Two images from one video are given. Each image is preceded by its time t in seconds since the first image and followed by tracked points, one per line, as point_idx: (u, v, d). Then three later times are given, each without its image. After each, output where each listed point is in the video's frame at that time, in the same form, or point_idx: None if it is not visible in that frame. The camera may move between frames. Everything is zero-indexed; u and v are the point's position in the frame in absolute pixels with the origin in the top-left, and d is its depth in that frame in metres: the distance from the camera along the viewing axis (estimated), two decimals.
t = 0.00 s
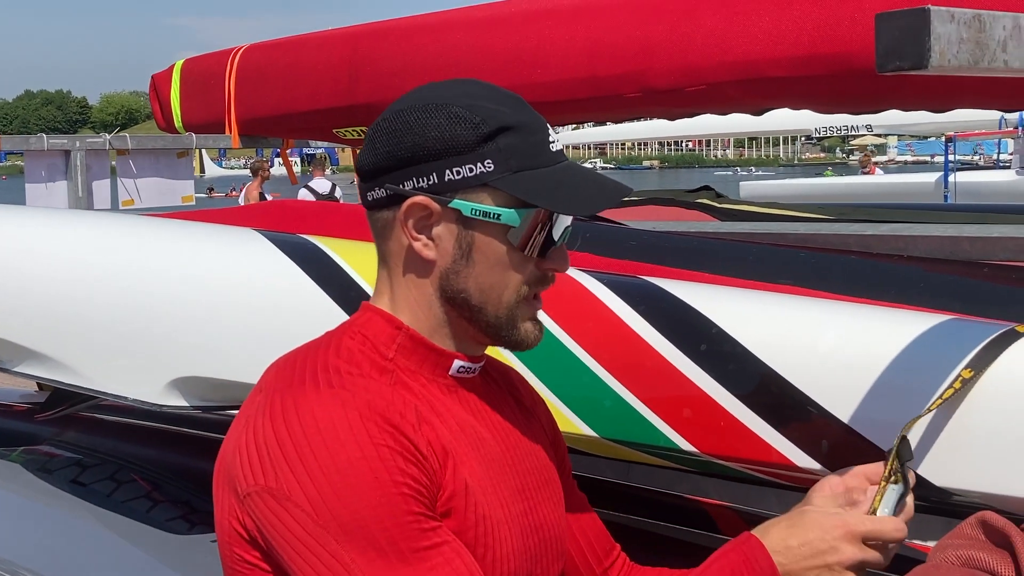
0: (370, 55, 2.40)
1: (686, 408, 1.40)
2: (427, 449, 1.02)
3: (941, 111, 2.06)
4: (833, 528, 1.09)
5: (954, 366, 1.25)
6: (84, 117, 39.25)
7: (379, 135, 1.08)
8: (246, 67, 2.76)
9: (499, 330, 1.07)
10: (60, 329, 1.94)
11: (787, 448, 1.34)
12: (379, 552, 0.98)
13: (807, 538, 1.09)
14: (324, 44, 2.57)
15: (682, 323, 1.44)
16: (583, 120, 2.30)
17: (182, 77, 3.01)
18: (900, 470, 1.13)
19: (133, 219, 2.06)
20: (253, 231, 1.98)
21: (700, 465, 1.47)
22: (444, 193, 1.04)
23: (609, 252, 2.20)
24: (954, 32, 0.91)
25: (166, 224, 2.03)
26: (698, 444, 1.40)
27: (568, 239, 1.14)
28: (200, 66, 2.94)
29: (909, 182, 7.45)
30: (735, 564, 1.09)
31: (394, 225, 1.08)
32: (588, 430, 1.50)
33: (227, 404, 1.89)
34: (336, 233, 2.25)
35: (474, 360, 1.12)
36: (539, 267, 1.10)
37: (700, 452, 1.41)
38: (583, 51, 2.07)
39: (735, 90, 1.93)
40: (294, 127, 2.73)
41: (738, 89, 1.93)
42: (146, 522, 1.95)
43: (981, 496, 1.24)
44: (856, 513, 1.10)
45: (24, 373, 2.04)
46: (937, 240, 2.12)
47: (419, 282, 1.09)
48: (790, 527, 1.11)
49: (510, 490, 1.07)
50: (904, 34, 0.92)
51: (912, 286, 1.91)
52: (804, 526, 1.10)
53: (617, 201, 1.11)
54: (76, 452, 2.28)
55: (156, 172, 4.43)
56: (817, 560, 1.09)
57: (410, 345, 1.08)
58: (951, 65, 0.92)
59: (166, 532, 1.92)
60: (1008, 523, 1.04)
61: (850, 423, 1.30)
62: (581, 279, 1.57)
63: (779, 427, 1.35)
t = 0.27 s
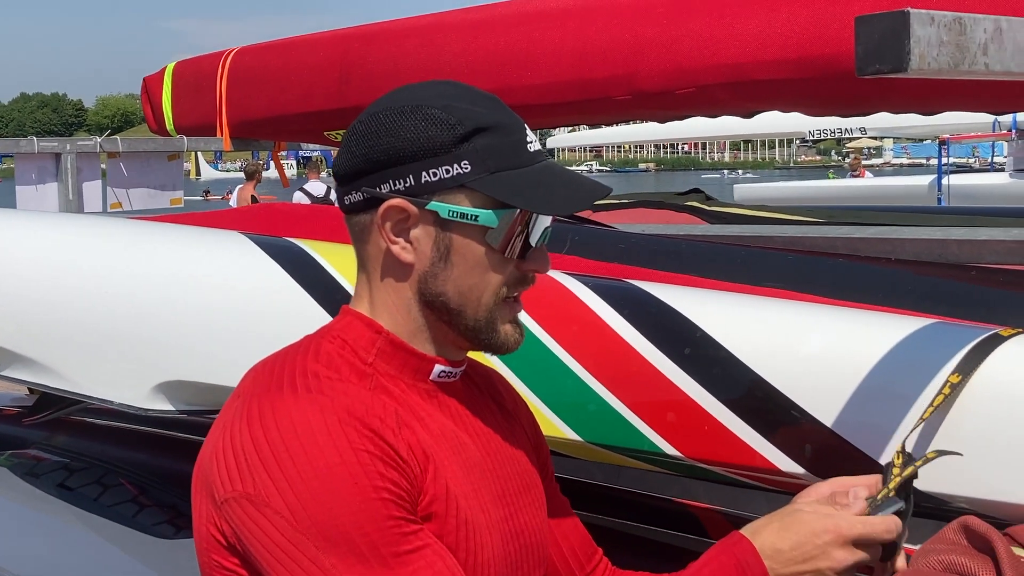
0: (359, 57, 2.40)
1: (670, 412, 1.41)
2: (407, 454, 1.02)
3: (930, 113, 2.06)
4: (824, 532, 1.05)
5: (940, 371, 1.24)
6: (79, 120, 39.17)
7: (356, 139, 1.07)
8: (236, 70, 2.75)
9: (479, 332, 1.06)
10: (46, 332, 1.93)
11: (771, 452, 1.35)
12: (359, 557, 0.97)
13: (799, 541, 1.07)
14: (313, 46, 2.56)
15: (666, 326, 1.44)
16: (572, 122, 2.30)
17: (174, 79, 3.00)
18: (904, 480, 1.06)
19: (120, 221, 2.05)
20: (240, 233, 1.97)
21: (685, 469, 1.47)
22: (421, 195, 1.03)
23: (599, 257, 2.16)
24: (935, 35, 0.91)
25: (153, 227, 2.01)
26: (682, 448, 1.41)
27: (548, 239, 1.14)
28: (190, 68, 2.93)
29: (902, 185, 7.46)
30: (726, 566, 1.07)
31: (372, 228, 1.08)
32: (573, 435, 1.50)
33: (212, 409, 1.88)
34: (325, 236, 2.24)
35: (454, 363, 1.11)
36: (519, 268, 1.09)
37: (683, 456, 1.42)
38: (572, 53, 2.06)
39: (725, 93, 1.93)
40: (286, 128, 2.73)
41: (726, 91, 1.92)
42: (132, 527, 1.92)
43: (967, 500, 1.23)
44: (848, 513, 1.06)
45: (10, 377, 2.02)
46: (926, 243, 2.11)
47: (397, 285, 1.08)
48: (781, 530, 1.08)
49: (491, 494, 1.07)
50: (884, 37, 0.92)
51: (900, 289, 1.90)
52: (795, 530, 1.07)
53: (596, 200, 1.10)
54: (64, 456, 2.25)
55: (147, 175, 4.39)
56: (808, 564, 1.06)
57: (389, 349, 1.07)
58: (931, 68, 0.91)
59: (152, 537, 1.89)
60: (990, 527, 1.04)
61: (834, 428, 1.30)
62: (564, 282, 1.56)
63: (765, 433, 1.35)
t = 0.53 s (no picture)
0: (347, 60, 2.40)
1: (652, 414, 1.41)
2: (387, 461, 1.00)
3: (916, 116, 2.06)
4: (798, 534, 1.07)
5: (925, 372, 1.24)
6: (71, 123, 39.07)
7: (335, 141, 1.06)
8: (225, 72, 2.75)
9: (461, 336, 1.06)
10: (29, 335, 1.91)
11: (753, 454, 1.35)
12: (338, 566, 0.96)
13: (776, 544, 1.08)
14: (302, 48, 2.55)
15: (649, 328, 1.44)
16: (559, 125, 2.29)
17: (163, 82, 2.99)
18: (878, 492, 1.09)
19: (105, 224, 2.04)
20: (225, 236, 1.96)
21: (667, 472, 1.47)
22: (402, 199, 1.02)
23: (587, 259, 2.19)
24: (912, 36, 0.91)
25: (138, 229, 2.00)
26: (664, 451, 1.41)
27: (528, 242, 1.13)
28: (179, 70, 2.93)
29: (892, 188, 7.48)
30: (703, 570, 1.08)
31: (352, 230, 1.07)
32: (556, 437, 1.50)
33: (197, 412, 1.87)
34: (311, 238, 2.24)
35: (436, 368, 1.10)
36: (500, 272, 1.08)
37: (665, 458, 1.42)
38: (560, 55, 2.06)
39: (712, 95, 1.93)
40: (275, 131, 2.72)
41: (713, 94, 1.92)
42: (117, 531, 1.92)
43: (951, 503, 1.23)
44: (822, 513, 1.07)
45: None
46: (913, 245, 2.11)
47: (378, 289, 1.07)
48: (757, 538, 1.09)
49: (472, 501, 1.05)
50: (861, 38, 0.92)
51: (886, 292, 1.90)
52: (769, 534, 1.09)
53: (576, 204, 1.10)
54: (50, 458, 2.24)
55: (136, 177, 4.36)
56: (787, 566, 1.07)
57: (370, 354, 1.06)
58: (908, 69, 0.91)
59: (137, 541, 1.88)
60: (971, 531, 1.04)
61: (814, 430, 1.30)
62: (548, 284, 1.56)
63: (747, 435, 1.35)
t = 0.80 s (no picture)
0: (336, 62, 2.39)
1: (637, 416, 1.41)
2: (372, 465, 1.00)
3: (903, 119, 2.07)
4: (772, 520, 1.07)
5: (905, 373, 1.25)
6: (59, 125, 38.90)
7: (329, 142, 1.05)
8: (214, 74, 2.74)
9: (450, 341, 1.05)
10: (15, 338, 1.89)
11: (737, 456, 1.35)
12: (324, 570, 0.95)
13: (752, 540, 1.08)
14: (290, 50, 2.55)
15: (635, 331, 1.44)
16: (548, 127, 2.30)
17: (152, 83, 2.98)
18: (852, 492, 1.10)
19: (91, 226, 2.03)
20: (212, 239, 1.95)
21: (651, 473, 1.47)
22: (395, 203, 1.02)
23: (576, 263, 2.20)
24: (893, 40, 0.92)
25: (125, 232, 1.99)
26: (649, 453, 1.41)
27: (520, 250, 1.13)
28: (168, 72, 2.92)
29: (880, 191, 7.51)
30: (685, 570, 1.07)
31: (343, 232, 1.06)
32: (541, 439, 1.49)
33: (184, 414, 1.86)
34: (299, 240, 2.24)
35: (425, 371, 1.09)
36: (489, 278, 1.07)
37: (650, 460, 1.42)
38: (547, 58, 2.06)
39: (698, 98, 1.93)
40: (263, 133, 2.72)
41: (701, 97, 1.93)
42: (104, 534, 1.91)
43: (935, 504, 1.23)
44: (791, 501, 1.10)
45: None
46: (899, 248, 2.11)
47: (368, 291, 1.06)
48: (735, 531, 1.09)
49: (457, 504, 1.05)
50: (841, 42, 0.92)
51: (873, 294, 1.91)
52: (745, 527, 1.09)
53: (569, 213, 1.09)
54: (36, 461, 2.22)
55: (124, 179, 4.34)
56: (766, 552, 1.07)
57: (358, 357, 1.06)
58: (888, 73, 0.92)
59: (125, 544, 1.88)
60: (953, 532, 1.04)
61: (798, 431, 1.30)
62: (534, 286, 1.57)
63: (732, 437, 1.36)
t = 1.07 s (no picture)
0: (327, 64, 2.39)
1: (627, 417, 1.42)
2: (365, 466, 1.00)
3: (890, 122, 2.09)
4: (755, 531, 1.08)
5: (882, 371, 1.26)
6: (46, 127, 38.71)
7: (328, 144, 1.05)
8: (204, 76, 2.74)
9: (444, 344, 1.06)
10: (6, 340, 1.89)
11: (725, 456, 1.36)
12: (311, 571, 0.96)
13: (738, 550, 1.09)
14: (280, 53, 2.55)
15: (624, 332, 1.45)
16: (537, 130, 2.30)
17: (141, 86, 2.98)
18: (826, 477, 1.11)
19: (81, 228, 2.02)
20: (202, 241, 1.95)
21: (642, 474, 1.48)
22: (393, 206, 1.02)
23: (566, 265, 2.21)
24: (879, 45, 0.93)
25: (114, 234, 1.99)
26: (638, 453, 1.42)
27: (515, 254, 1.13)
28: (158, 75, 2.92)
29: (868, 194, 7.55)
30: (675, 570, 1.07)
31: (341, 234, 1.06)
32: (531, 440, 1.50)
33: (176, 416, 1.86)
34: (289, 242, 2.24)
35: (420, 372, 1.10)
36: (486, 281, 1.08)
37: (639, 460, 1.43)
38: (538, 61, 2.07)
39: (688, 102, 1.94)
40: (252, 136, 2.72)
41: (690, 100, 1.94)
42: (94, 535, 1.91)
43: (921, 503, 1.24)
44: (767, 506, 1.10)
45: None
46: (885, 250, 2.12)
47: (365, 293, 1.06)
48: (714, 544, 1.09)
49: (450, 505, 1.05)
50: (828, 46, 0.93)
51: (861, 296, 1.93)
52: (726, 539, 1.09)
53: (565, 219, 1.10)
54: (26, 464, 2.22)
55: (114, 183, 4.29)
56: (751, 563, 1.08)
57: (354, 357, 1.06)
58: (875, 77, 0.93)
59: (116, 546, 1.87)
60: (938, 530, 1.06)
61: (785, 431, 1.31)
62: (524, 288, 1.57)
63: (721, 437, 1.36)
